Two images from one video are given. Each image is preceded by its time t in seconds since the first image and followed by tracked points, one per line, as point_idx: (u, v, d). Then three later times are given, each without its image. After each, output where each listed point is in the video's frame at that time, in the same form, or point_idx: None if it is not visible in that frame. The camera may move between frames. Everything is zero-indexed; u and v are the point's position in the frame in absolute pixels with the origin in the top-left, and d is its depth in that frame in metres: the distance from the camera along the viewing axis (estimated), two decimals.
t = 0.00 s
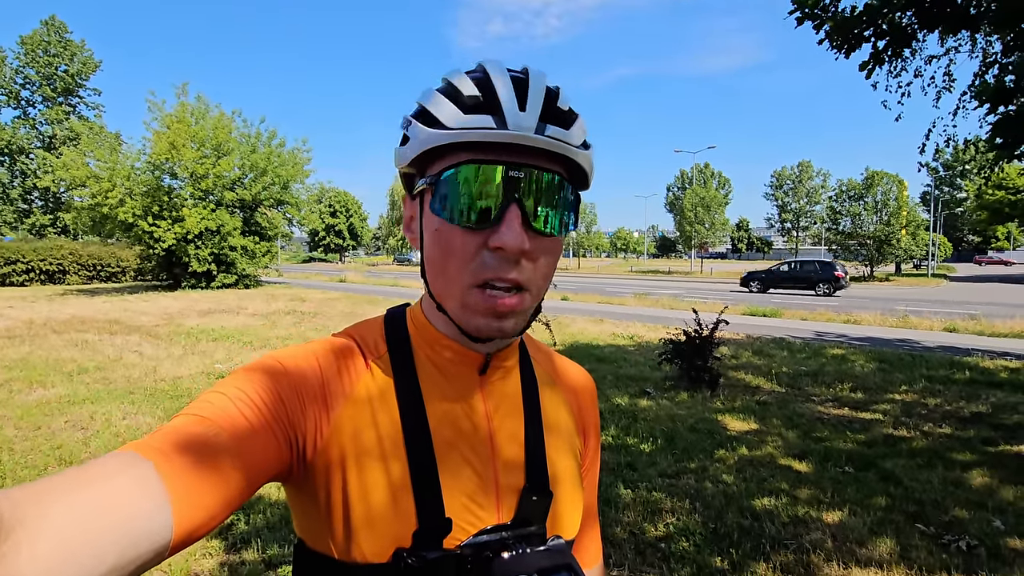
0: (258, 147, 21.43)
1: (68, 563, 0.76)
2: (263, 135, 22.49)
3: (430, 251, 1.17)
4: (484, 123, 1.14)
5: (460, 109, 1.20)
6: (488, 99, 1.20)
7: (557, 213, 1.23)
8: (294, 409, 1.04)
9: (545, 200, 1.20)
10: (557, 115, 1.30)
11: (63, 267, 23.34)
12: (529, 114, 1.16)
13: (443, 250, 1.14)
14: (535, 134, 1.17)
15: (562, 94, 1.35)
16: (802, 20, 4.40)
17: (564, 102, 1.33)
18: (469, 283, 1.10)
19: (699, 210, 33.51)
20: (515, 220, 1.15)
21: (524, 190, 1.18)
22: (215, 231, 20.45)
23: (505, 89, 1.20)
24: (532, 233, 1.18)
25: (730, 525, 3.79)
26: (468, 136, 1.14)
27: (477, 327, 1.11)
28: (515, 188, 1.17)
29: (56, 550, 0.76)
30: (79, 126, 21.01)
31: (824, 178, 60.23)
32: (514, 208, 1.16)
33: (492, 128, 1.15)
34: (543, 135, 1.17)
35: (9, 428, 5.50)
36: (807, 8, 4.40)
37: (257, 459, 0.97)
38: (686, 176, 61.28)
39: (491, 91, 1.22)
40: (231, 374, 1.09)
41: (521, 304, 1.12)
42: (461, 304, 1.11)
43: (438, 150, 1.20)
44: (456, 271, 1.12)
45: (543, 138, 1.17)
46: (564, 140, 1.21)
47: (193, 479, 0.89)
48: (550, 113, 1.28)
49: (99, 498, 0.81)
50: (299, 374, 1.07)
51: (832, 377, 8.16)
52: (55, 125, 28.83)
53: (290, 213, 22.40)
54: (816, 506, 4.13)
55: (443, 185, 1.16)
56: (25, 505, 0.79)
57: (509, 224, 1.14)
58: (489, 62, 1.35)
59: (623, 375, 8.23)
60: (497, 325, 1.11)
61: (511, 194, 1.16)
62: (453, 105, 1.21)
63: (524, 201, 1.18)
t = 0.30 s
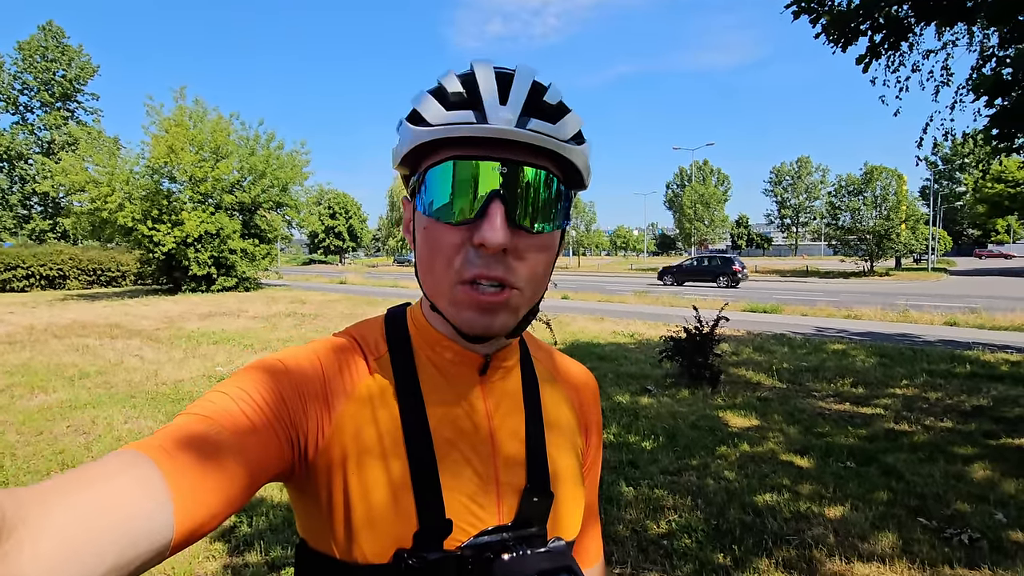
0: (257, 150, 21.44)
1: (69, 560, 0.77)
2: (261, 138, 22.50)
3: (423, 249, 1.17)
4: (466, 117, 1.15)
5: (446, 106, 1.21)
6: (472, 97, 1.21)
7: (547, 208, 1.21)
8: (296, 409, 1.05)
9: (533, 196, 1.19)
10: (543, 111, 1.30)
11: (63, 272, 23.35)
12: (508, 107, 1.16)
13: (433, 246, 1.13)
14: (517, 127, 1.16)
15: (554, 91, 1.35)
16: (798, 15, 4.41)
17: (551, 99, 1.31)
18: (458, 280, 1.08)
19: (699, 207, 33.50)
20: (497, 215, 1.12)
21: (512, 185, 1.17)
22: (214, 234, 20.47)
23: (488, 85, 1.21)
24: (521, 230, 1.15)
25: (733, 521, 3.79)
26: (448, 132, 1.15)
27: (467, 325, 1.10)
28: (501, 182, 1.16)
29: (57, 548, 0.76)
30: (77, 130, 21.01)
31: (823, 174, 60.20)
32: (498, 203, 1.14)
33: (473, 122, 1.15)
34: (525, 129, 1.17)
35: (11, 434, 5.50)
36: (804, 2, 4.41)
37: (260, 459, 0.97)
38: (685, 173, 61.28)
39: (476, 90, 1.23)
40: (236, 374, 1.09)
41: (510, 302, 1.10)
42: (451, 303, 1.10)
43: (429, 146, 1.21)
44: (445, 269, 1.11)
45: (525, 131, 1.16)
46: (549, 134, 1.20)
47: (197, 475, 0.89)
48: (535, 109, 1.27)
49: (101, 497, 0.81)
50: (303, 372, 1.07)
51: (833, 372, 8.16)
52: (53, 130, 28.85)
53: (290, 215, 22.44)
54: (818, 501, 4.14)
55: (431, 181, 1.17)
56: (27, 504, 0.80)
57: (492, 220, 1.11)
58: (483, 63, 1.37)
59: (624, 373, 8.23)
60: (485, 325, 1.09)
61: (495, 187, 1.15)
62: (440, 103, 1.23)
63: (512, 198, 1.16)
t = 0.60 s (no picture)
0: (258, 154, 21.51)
1: (74, 543, 0.79)
2: (262, 142, 22.56)
3: (428, 247, 1.19)
4: (478, 118, 1.17)
5: (457, 106, 1.24)
6: (484, 98, 1.24)
7: (554, 208, 1.23)
8: (296, 402, 1.07)
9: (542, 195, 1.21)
10: (553, 113, 1.33)
11: (67, 279, 23.44)
12: (520, 110, 1.18)
13: (438, 244, 1.16)
14: (528, 128, 1.19)
15: (563, 93, 1.38)
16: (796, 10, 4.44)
17: (562, 101, 1.33)
18: (462, 277, 1.10)
19: (699, 206, 33.49)
20: (504, 214, 1.15)
21: (522, 185, 1.19)
22: (216, 239, 20.53)
23: (499, 86, 1.24)
24: (528, 229, 1.17)
25: (737, 517, 3.80)
26: (461, 132, 1.18)
27: (469, 322, 1.11)
28: (509, 183, 1.18)
29: (62, 533, 0.79)
30: (79, 138, 21.10)
31: (824, 170, 60.07)
32: (506, 202, 1.16)
33: (485, 123, 1.18)
34: (536, 131, 1.19)
35: (20, 440, 5.53)
36: None
37: (256, 452, 0.99)
38: (686, 172, 61.23)
39: (487, 91, 1.26)
40: (238, 366, 1.12)
41: (515, 298, 1.12)
42: (454, 299, 1.12)
43: (440, 145, 1.24)
44: (450, 266, 1.13)
45: (537, 133, 1.19)
46: (559, 137, 1.23)
47: (198, 464, 0.92)
48: (547, 110, 1.30)
49: (103, 485, 0.84)
50: (304, 366, 1.10)
51: (836, 368, 8.16)
52: (55, 138, 28.98)
53: (292, 219, 22.51)
54: (822, 496, 4.15)
55: (439, 181, 1.19)
56: (32, 491, 0.82)
57: (500, 219, 1.14)
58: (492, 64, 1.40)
59: (627, 372, 8.24)
60: (488, 322, 1.11)
61: (502, 187, 1.18)
62: (452, 103, 1.26)
63: (519, 198, 1.19)
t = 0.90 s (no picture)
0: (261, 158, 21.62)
1: (53, 536, 0.74)
2: (265, 146, 22.68)
3: (447, 254, 1.19)
4: (515, 136, 1.20)
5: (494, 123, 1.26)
6: (520, 117, 1.26)
7: (575, 230, 1.24)
8: (292, 402, 1.02)
9: (561, 214, 1.21)
10: (584, 140, 1.35)
11: (74, 284, 23.62)
12: (556, 134, 1.21)
13: (459, 251, 1.16)
14: (561, 153, 1.22)
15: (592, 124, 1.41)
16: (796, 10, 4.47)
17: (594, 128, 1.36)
18: (479, 286, 1.11)
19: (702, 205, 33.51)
20: (528, 231, 1.16)
21: (546, 205, 1.21)
22: (221, 243, 20.65)
23: (537, 107, 1.26)
24: (549, 248, 1.18)
25: (742, 514, 3.84)
26: (497, 146, 1.19)
27: (479, 331, 1.12)
28: (534, 201, 1.19)
29: (43, 526, 0.74)
30: (84, 143, 21.24)
31: (827, 168, 59.93)
32: (530, 220, 1.17)
33: (522, 142, 1.20)
34: (568, 156, 1.22)
35: (34, 443, 5.61)
36: None
37: (248, 452, 0.94)
38: (689, 171, 61.19)
39: (524, 109, 1.28)
40: (233, 360, 1.07)
41: (525, 315, 1.13)
42: (467, 307, 1.12)
43: (470, 158, 1.25)
44: (466, 274, 1.14)
45: (569, 157, 1.22)
46: (587, 164, 1.26)
47: (189, 461, 0.86)
48: (579, 136, 1.32)
49: (88, 477, 0.79)
50: (303, 365, 1.05)
51: (841, 366, 8.19)
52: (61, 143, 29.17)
53: (296, 222, 22.63)
54: (826, 492, 4.18)
55: (467, 191, 1.20)
56: (17, 476, 0.77)
57: (523, 234, 1.15)
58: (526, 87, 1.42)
59: (631, 371, 8.28)
60: (498, 335, 1.11)
61: (525, 205, 1.18)
62: (488, 118, 1.27)
63: (543, 217, 1.20)
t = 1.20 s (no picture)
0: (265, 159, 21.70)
1: (46, 541, 0.72)
2: (270, 147, 22.76)
3: (458, 272, 1.19)
4: (534, 167, 1.21)
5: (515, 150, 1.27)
6: (542, 147, 1.27)
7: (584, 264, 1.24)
8: (289, 404, 1.00)
9: (573, 244, 1.22)
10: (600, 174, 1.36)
11: (79, 283, 23.73)
12: (575, 167, 1.22)
13: (469, 270, 1.17)
14: (577, 187, 1.23)
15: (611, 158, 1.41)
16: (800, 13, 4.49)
17: (612, 163, 1.36)
18: (487, 308, 1.11)
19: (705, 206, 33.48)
20: (540, 257, 1.16)
21: (560, 236, 1.22)
22: (226, 243, 20.72)
23: (559, 138, 1.27)
24: (558, 276, 1.19)
25: (745, 514, 3.86)
26: (515, 174, 1.21)
27: (484, 352, 1.12)
28: (547, 231, 1.20)
29: (39, 528, 0.72)
30: (89, 144, 21.33)
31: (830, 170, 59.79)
32: (541, 248, 1.18)
33: (539, 173, 1.21)
34: (583, 190, 1.23)
35: (43, 441, 5.65)
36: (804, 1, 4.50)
37: (244, 455, 0.91)
38: (692, 172, 61.12)
39: (545, 141, 1.29)
40: (226, 360, 1.03)
41: (528, 339, 1.13)
42: (475, 326, 1.12)
43: (489, 183, 1.26)
44: (475, 293, 1.13)
45: (583, 192, 1.23)
46: (601, 200, 1.27)
47: (185, 464, 0.84)
48: (595, 171, 1.34)
49: (82, 480, 0.76)
50: (304, 366, 1.03)
51: (844, 367, 8.19)
52: (66, 144, 29.29)
53: (299, 222, 22.72)
54: (829, 493, 4.20)
55: (484, 213, 1.21)
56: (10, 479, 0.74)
57: (535, 261, 1.15)
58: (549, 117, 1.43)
59: (634, 372, 8.30)
60: (502, 356, 1.12)
61: (537, 234, 1.19)
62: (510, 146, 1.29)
63: (553, 245, 1.20)
